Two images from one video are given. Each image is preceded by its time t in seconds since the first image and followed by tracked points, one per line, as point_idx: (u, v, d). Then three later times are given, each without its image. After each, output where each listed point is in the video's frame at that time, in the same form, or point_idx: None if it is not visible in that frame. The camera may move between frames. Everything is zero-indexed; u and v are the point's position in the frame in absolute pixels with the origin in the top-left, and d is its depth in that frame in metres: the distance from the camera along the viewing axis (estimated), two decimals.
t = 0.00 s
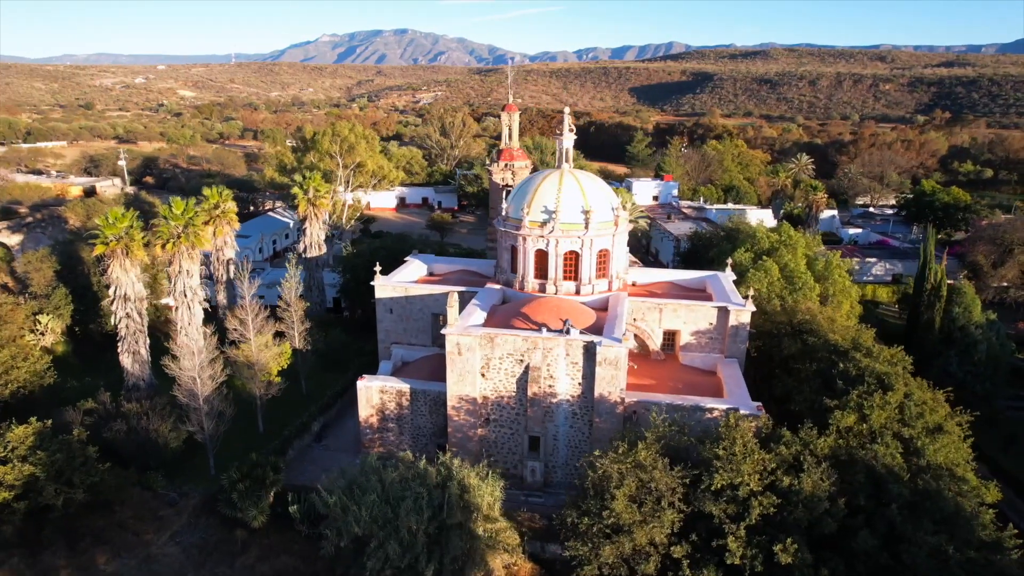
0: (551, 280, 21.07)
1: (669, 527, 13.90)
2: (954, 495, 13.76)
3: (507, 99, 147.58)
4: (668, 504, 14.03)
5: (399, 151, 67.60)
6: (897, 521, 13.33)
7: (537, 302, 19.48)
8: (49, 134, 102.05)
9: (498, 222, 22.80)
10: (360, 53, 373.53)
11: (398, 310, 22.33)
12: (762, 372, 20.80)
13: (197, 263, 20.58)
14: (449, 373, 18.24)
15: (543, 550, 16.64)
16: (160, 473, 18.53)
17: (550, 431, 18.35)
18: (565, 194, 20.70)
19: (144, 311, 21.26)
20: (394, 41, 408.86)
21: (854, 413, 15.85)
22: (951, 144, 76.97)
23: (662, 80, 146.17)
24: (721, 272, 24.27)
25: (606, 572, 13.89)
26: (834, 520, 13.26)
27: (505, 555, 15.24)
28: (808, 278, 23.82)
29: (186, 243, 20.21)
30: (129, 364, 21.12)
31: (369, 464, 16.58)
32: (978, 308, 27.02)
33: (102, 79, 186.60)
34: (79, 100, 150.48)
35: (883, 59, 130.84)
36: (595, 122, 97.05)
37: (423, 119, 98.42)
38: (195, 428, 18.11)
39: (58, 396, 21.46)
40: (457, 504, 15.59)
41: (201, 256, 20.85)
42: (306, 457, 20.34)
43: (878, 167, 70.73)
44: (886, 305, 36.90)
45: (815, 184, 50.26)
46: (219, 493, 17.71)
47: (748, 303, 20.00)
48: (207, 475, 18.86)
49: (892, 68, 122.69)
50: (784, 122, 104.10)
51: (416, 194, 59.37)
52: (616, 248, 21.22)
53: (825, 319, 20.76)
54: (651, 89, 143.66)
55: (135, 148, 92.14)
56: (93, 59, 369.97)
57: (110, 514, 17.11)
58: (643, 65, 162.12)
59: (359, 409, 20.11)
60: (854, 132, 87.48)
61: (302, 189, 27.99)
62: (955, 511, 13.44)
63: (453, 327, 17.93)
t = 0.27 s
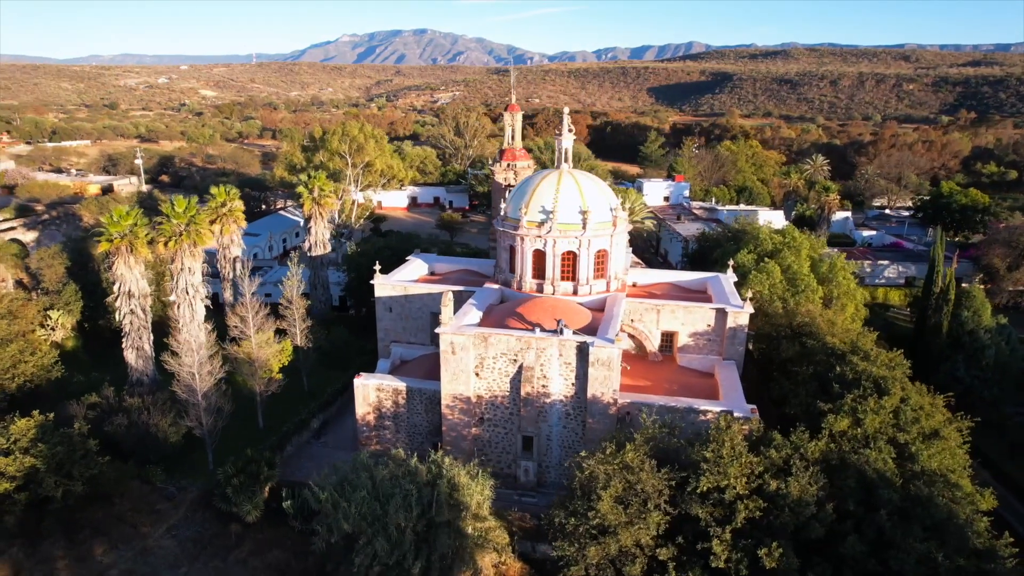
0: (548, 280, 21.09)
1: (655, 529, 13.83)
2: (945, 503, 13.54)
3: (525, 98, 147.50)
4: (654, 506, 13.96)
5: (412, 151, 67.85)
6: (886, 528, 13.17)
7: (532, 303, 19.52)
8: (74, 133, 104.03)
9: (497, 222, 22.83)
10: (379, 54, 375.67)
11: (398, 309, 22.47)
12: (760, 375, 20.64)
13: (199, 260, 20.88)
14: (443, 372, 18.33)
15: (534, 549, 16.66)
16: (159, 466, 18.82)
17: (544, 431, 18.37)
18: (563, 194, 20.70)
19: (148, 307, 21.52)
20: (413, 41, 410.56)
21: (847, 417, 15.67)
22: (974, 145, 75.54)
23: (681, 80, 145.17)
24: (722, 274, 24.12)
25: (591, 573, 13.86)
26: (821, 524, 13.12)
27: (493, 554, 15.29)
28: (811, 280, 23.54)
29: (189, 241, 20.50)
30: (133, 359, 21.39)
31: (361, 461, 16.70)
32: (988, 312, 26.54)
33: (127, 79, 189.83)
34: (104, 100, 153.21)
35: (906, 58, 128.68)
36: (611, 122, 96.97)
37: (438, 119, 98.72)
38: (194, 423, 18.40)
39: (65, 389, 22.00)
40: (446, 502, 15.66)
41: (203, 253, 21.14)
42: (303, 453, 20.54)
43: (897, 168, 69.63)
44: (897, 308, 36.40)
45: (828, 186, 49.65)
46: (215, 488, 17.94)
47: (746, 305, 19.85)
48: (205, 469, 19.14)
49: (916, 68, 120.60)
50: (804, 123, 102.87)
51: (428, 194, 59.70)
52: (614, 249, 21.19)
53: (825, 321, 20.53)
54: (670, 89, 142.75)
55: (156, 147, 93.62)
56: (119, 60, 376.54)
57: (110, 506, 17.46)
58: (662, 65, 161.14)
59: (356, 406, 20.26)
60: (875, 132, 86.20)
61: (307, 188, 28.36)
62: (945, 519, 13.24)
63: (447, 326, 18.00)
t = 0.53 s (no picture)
0: (547, 280, 21.08)
1: (642, 531, 13.78)
2: (938, 510, 13.30)
3: (544, 98, 147.39)
4: (641, 508, 13.90)
5: (427, 151, 68.08)
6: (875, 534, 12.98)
7: (529, 303, 19.54)
8: (99, 132, 105.99)
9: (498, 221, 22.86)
10: (401, 54, 377.67)
11: (398, 308, 22.62)
12: (760, 378, 20.46)
13: (203, 258, 21.10)
14: (439, 371, 18.42)
15: (525, 549, 16.68)
16: (160, 460, 19.13)
17: (539, 432, 18.38)
18: (562, 195, 20.67)
19: (154, 304, 21.85)
20: (434, 41, 412.10)
21: (842, 422, 15.48)
22: (1001, 146, 73.83)
23: (701, 80, 143.98)
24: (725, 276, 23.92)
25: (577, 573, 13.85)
26: (808, 530, 12.99)
27: (482, 553, 15.33)
28: (815, 284, 23.26)
29: (193, 240, 20.71)
30: (139, 354, 21.75)
31: (354, 458, 16.83)
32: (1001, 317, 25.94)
33: (152, 79, 193.01)
34: (130, 100, 156.00)
35: (933, 58, 126.21)
36: (630, 122, 96.80)
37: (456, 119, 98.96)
38: (195, 419, 18.74)
39: (74, 383, 22.43)
40: (437, 500, 15.75)
41: (207, 251, 21.36)
42: (303, 449, 20.75)
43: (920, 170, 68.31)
44: (910, 312, 35.80)
45: (843, 187, 48.98)
46: (213, 482, 18.19)
47: (745, 308, 19.69)
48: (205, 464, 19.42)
49: (944, 67, 118.24)
50: (826, 123, 101.40)
51: (441, 193, 59.90)
52: (614, 250, 21.14)
53: (826, 325, 20.28)
54: (690, 89, 141.66)
55: (178, 146, 95.12)
56: (146, 60, 383.00)
57: (110, 498, 17.80)
58: (683, 64, 159.92)
59: (355, 404, 20.42)
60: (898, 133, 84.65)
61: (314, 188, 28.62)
62: (937, 527, 13.01)
63: (442, 326, 18.09)
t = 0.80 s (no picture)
0: (547, 281, 21.09)
1: (630, 534, 13.71)
2: (931, 518, 13.07)
3: (564, 98, 147.18)
4: (629, 511, 13.84)
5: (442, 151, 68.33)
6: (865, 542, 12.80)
7: (527, 303, 19.56)
8: (124, 132, 107.94)
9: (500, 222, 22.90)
10: (422, 54, 379.38)
11: (400, 307, 22.77)
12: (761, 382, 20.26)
13: (208, 256, 21.44)
14: (435, 371, 18.52)
15: (517, 550, 16.71)
16: (163, 455, 19.45)
17: (534, 432, 18.39)
18: (563, 195, 20.67)
19: (160, 301, 22.22)
20: (455, 41, 413.32)
21: (837, 427, 15.29)
22: None
23: (723, 80, 142.46)
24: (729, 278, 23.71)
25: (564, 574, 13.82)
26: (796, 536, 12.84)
27: (471, 552, 15.39)
28: (820, 287, 22.96)
29: (198, 238, 21.07)
30: (146, 350, 22.14)
31: (349, 456, 16.98)
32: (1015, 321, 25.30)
33: (178, 79, 196.14)
34: (155, 100, 158.54)
35: (962, 57, 123.59)
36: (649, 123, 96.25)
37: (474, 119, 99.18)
38: (196, 414, 19.06)
39: (86, 376, 22.93)
40: (428, 499, 15.87)
41: (211, 250, 21.71)
42: (303, 446, 20.97)
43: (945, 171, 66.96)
44: (925, 316, 35.20)
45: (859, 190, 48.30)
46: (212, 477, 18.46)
47: (745, 310, 19.54)
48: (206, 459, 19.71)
49: (973, 67, 115.72)
50: (849, 124, 99.84)
51: (455, 193, 60.08)
52: (614, 251, 21.10)
53: (829, 329, 20.00)
54: (711, 89, 140.28)
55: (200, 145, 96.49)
56: (173, 60, 389.14)
57: (113, 491, 18.14)
58: (705, 64, 158.55)
59: (355, 402, 20.60)
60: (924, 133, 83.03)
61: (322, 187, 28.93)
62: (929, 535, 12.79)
63: (439, 325, 18.19)
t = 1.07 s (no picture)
0: (547, 282, 21.08)
1: (617, 536, 13.67)
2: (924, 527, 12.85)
3: (585, 99, 146.84)
4: (617, 513, 13.78)
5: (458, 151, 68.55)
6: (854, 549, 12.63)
7: (525, 304, 19.58)
8: (150, 131, 109.93)
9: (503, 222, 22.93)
10: (444, 53, 380.87)
11: (402, 306, 22.91)
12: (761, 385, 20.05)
13: (213, 254, 21.77)
14: (433, 370, 18.61)
15: (510, 550, 16.75)
16: (166, 449, 19.79)
17: (530, 433, 18.39)
18: (563, 196, 20.65)
19: (168, 298, 22.58)
20: (477, 40, 414.25)
21: (833, 432, 15.10)
22: None
23: (745, 80, 140.93)
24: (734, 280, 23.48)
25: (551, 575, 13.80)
26: (784, 541, 12.71)
27: (461, 552, 15.45)
28: (826, 289, 22.65)
29: (204, 236, 21.41)
30: (154, 346, 22.51)
31: (344, 453, 17.13)
32: None
33: (203, 79, 199.18)
34: (181, 100, 161.17)
35: (994, 56, 120.84)
36: (669, 123, 95.63)
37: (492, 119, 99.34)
38: (198, 409, 19.38)
39: (96, 370, 23.37)
40: (421, 497, 15.97)
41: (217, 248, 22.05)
42: (304, 442, 21.20)
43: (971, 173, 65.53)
44: (940, 321, 34.60)
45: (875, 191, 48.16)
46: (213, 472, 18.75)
47: (745, 313, 19.37)
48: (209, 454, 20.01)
49: (1005, 66, 113.07)
50: (874, 125, 98.19)
51: (470, 193, 60.24)
52: (615, 252, 21.04)
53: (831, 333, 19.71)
54: (734, 90, 138.84)
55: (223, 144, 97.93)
56: (200, 61, 395.35)
57: (117, 483, 18.51)
58: (727, 64, 157.03)
59: (355, 400, 20.78)
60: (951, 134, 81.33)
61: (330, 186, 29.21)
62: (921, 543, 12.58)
63: (436, 325, 18.28)
